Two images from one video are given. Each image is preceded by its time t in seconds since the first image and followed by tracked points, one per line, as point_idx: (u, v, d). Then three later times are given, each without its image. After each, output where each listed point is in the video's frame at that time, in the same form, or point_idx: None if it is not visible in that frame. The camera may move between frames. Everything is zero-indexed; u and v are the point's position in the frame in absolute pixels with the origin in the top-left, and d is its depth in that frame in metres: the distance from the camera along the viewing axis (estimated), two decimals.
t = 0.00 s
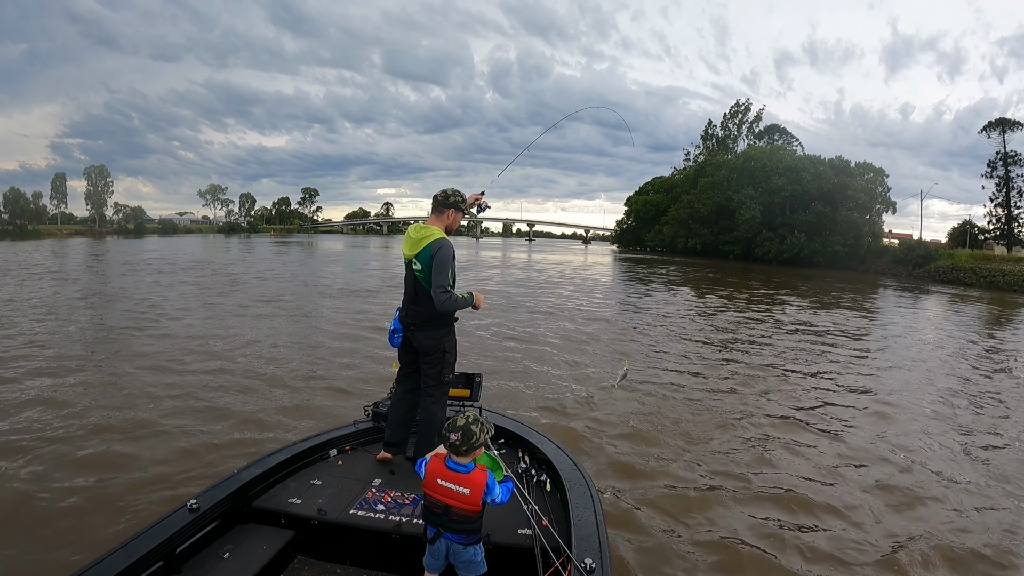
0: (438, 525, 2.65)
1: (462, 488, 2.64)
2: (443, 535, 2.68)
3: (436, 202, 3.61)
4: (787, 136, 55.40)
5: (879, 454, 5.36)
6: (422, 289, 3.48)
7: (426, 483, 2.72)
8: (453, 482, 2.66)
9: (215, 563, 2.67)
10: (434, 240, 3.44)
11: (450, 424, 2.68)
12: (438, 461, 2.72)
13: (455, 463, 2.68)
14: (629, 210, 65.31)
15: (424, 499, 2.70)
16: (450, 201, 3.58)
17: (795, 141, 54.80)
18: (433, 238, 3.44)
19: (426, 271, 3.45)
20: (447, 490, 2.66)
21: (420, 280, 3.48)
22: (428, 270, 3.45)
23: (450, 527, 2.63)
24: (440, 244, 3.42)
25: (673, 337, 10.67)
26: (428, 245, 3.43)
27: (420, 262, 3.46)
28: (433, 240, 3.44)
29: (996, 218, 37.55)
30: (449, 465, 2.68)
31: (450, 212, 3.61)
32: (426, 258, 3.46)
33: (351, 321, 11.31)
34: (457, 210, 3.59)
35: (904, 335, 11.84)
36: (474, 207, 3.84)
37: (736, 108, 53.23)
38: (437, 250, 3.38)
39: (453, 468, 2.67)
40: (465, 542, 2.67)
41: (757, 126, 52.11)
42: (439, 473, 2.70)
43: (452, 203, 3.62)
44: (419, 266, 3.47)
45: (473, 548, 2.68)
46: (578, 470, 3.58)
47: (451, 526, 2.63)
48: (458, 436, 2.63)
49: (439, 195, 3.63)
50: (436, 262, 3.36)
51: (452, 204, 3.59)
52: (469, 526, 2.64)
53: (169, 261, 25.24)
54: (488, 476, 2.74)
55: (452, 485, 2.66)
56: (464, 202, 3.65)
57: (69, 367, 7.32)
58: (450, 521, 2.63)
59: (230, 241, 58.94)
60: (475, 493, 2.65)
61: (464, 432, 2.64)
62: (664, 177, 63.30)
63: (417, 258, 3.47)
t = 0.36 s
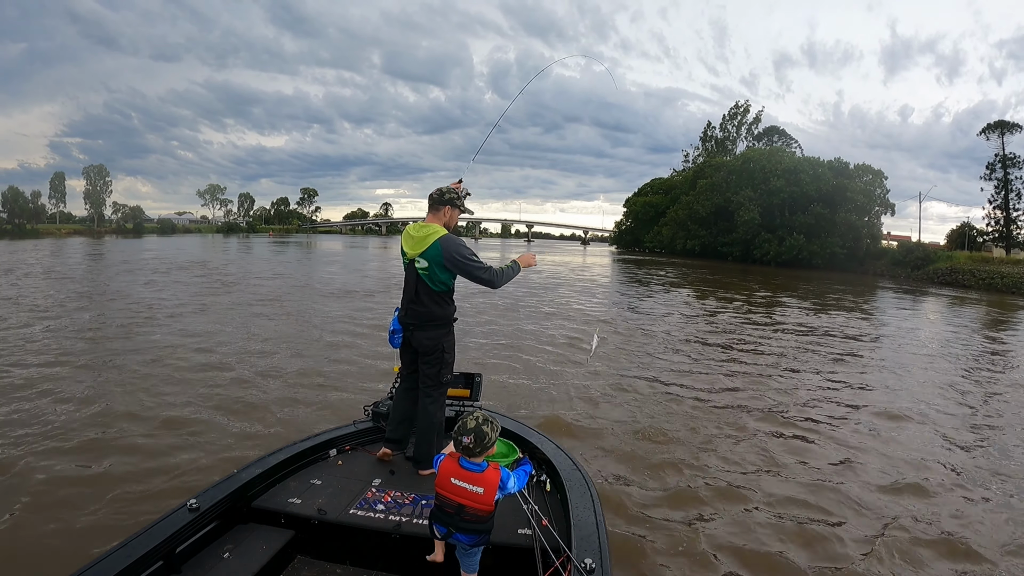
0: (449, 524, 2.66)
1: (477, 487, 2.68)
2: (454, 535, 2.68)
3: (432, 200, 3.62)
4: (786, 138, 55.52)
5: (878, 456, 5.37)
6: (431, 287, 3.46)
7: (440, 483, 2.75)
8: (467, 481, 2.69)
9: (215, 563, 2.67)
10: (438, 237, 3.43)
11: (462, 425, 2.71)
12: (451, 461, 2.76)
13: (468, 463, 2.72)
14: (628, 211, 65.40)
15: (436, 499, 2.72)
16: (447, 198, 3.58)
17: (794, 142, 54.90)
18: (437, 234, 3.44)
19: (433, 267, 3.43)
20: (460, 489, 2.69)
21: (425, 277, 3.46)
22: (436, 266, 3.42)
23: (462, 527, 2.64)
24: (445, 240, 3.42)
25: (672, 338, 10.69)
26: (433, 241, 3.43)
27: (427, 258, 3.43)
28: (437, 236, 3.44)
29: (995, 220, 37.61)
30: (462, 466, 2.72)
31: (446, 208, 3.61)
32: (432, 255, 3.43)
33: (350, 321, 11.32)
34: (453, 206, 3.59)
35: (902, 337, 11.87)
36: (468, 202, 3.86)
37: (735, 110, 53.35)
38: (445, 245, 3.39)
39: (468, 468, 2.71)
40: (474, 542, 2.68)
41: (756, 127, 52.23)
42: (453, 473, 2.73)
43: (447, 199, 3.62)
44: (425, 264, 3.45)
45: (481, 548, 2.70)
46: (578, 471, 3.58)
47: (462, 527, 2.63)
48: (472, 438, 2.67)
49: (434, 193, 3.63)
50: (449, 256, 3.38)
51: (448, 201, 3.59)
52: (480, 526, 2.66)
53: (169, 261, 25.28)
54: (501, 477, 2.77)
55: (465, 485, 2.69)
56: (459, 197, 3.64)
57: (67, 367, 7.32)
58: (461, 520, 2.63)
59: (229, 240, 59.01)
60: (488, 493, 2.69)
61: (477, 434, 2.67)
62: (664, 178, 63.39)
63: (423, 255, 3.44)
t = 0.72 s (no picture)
0: (451, 521, 2.67)
1: (479, 486, 2.67)
2: (456, 532, 2.69)
3: (438, 199, 3.62)
4: (784, 139, 55.70)
5: (877, 457, 5.37)
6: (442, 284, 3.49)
7: (443, 480, 2.75)
8: (471, 479, 2.69)
9: (215, 563, 2.66)
10: (453, 236, 3.47)
11: (468, 426, 2.69)
12: (454, 460, 2.75)
13: (471, 462, 2.71)
14: (626, 212, 65.51)
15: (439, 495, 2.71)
16: (452, 198, 3.59)
17: (792, 143, 55.02)
18: (452, 234, 3.47)
19: (448, 264, 3.46)
20: (463, 487, 2.68)
21: (436, 274, 3.47)
22: (450, 263, 3.46)
23: (463, 524, 2.65)
24: (461, 239, 3.47)
25: (670, 339, 10.71)
26: (448, 240, 3.45)
27: (442, 254, 3.43)
28: (452, 236, 3.47)
29: (992, 221, 37.72)
30: (466, 465, 2.71)
31: (453, 209, 3.62)
32: (447, 252, 3.45)
33: (348, 321, 11.33)
34: (459, 206, 3.60)
35: (899, 338, 11.90)
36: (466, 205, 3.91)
37: (733, 111, 53.50)
38: (463, 245, 3.45)
39: (471, 466, 2.70)
40: (475, 538, 2.69)
41: (753, 128, 52.37)
42: (456, 470, 2.73)
43: (452, 200, 3.63)
44: (437, 260, 3.45)
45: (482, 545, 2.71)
46: (578, 470, 3.58)
47: (464, 523, 2.64)
48: (477, 441, 2.65)
49: (439, 193, 3.64)
50: (468, 255, 3.45)
51: (454, 201, 3.61)
52: (482, 524, 2.66)
53: (167, 261, 25.27)
54: (504, 477, 2.76)
55: (468, 483, 2.69)
56: (465, 198, 3.67)
57: (65, 366, 7.31)
58: (463, 517, 2.64)
59: (227, 241, 59.01)
60: (491, 492, 2.68)
61: (483, 436, 2.66)
62: (662, 179, 63.51)
63: (438, 251, 3.43)
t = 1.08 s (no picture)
0: (453, 520, 2.65)
1: (479, 487, 2.68)
2: (457, 532, 2.67)
3: (440, 202, 3.63)
4: (781, 138, 55.81)
5: (876, 455, 5.38)
6: (434, 285, 3.48)
7: (442, 483, 2.76)
8: (469, 481, 2.70)
9: (215, 563, 2.65)
10: (450, 238, 3.47)
11: (467, 430, 2.72)
12: (452, 463, 2.77)
13: (470, 465, 2.73)
14: (624, 211, 65.58)
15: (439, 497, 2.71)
16: (455, 204, 3.61)
17: (789, 142, 55.15)
18: (450, 237, 3.47)
19: (441, 265, 3.46)
20: (463, 489, 2.69)
21: (430, 274, 3.47)
22: (444, 264, 3.46)
23: (465, 523, 2.64)
24: (456, 244, 3.48)
25: (669, 338, 10.73)
26: (445, 242, 3.45)
27: (437, 255, 3.43)
28: (449, 239, 3.47)
29: (989, 219, 37.84)
30: (464, 467, 2.73)
31: (453, 213, 3.62)
32: (442, 253, 3.46)
33: (346, 321, 11.31)
34: (460, 211, 3.61)
35: (897, 336, 11.93)
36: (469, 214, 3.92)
37: (731, 110, 53.57)
38: (458, 250, 3.46)
39: (469, 467, 2.72)
40: (476, 537, 2.68)
41: (751, 127, 52.47)
42: (455, 473, 2.74)
43: (454, 205, 3.65)
44: (432, 260, 3.45)
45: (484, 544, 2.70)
46: (578, 470, 3.58)
47: (466, 522, 2.63)
48: (477, 444, 2.68)
49: (443, 197, 3.66)
50: (459, 261, 3.48)
51: (456, 207, 3.62)
52: (483, 522, 2.66)
53: (164, 262, 25.22)
54: (502, 478, 2.79)
55: (468, 484, 2.70)
56: (467, 205, 3.68)
57: (62, 367, 7.28)
58: (464, 517, 2.63)
59: (224, 241, 58.88)
60: (490, 492, 2.69)
61: (482, 439, 2.69)
62: (659, 178, 63.58)
63: (433, 252, 3.44)
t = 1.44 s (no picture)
0: (451, 525, 2.64)
1: (478, 491, 2.68)
2: (456, 536, 2.67)
3: (410, 205, 3.64)
4: (777, 135, 55.86)
5: (873, 452, 5.40)
6: (398, 284, 3.42)
7: (440, 487, 2.74)
8: (467, 484, 2.70)
9: (216, 564, 2.65)
10: (409, 236, 3.42)
11: (465, 438, 2.70)
12: (451, 467, 2.75)
13: (468, 469, 2.72)
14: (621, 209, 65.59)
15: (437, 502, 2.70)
16: (423, 204, 3.59)
17: (785, 139, 55.20)
18: (409, 234, 3.42)
19: (401, 264, 3.41)
20: (462, 493, 2.68)
21: (393, 273, 3.42)
22: (404, 263, 3.40)
23: (465, 526, 2.63)
24: (415, 240, 3.40)
25: (665, 336, 10.75)
26: (404, 240, 3.41)
27: (396, 254, 3.40)
28: (409, 236, 3.42)
29: (984, 216, 37.95)
30: (463, 472, 2.72)
31: (421, 214, 3.59)
32: (402, 252, 3.42)
33: (342, 321, 11.29)
34: (426, 211, 3.57)
35: (893, 334, 11.98)
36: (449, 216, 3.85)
37: (726, 108, 53.57)
38: (415, 244, 3.37)
39: (467, 471, 2.72)
40: (476, 540, 2.69)
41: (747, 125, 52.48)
42: (454, 478, 2.73)
43: (422, 206, 3.61)
44: (393, 260, 3.42)
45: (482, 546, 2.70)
46: (578, 470, 3.59)
47: (466, 526, 2.62)
48: (477, 451, 2.68)
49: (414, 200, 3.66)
50: (417, 256, 3.35)
51: (424, 206, 3.59)
52: (483, 525, 2.67)
53: (159, 261, 25.10)
54: (499, 480, 2.80)
55: (466, 488, 2.70)
56: (437, 205, 3.62)
57: (56, 369, 7.25)
58: (464, 520, 2.62)
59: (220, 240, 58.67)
60: (489, 495, 2.70)
61: (482, 446, 2.69)
62: (656, 176, 63.60)
63: (393, 251, 3.42)
